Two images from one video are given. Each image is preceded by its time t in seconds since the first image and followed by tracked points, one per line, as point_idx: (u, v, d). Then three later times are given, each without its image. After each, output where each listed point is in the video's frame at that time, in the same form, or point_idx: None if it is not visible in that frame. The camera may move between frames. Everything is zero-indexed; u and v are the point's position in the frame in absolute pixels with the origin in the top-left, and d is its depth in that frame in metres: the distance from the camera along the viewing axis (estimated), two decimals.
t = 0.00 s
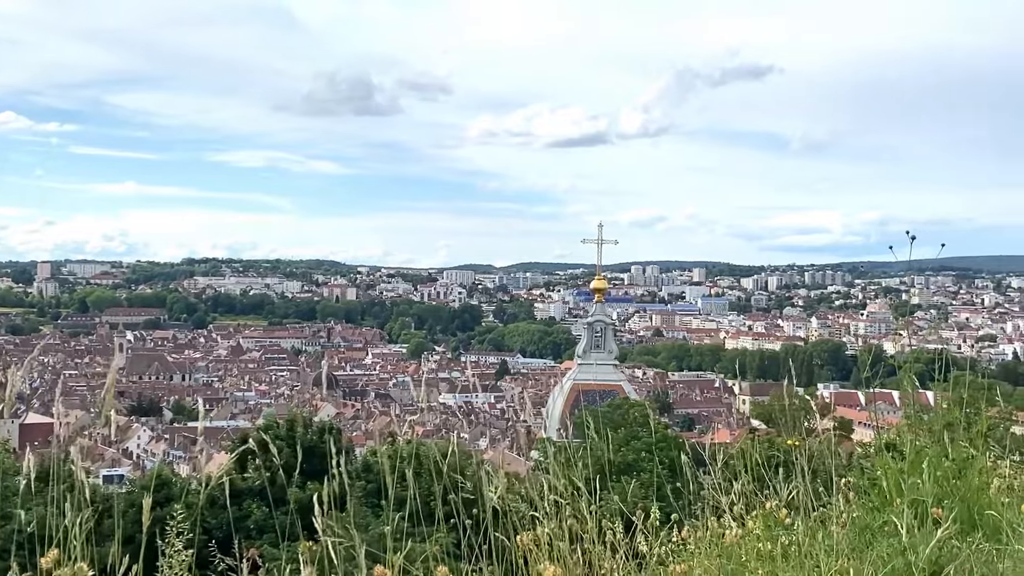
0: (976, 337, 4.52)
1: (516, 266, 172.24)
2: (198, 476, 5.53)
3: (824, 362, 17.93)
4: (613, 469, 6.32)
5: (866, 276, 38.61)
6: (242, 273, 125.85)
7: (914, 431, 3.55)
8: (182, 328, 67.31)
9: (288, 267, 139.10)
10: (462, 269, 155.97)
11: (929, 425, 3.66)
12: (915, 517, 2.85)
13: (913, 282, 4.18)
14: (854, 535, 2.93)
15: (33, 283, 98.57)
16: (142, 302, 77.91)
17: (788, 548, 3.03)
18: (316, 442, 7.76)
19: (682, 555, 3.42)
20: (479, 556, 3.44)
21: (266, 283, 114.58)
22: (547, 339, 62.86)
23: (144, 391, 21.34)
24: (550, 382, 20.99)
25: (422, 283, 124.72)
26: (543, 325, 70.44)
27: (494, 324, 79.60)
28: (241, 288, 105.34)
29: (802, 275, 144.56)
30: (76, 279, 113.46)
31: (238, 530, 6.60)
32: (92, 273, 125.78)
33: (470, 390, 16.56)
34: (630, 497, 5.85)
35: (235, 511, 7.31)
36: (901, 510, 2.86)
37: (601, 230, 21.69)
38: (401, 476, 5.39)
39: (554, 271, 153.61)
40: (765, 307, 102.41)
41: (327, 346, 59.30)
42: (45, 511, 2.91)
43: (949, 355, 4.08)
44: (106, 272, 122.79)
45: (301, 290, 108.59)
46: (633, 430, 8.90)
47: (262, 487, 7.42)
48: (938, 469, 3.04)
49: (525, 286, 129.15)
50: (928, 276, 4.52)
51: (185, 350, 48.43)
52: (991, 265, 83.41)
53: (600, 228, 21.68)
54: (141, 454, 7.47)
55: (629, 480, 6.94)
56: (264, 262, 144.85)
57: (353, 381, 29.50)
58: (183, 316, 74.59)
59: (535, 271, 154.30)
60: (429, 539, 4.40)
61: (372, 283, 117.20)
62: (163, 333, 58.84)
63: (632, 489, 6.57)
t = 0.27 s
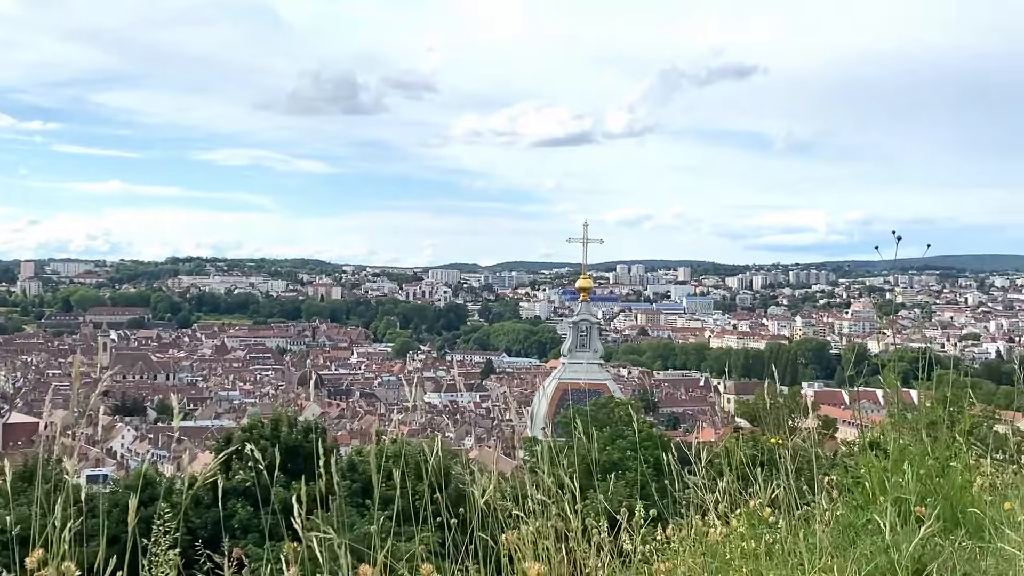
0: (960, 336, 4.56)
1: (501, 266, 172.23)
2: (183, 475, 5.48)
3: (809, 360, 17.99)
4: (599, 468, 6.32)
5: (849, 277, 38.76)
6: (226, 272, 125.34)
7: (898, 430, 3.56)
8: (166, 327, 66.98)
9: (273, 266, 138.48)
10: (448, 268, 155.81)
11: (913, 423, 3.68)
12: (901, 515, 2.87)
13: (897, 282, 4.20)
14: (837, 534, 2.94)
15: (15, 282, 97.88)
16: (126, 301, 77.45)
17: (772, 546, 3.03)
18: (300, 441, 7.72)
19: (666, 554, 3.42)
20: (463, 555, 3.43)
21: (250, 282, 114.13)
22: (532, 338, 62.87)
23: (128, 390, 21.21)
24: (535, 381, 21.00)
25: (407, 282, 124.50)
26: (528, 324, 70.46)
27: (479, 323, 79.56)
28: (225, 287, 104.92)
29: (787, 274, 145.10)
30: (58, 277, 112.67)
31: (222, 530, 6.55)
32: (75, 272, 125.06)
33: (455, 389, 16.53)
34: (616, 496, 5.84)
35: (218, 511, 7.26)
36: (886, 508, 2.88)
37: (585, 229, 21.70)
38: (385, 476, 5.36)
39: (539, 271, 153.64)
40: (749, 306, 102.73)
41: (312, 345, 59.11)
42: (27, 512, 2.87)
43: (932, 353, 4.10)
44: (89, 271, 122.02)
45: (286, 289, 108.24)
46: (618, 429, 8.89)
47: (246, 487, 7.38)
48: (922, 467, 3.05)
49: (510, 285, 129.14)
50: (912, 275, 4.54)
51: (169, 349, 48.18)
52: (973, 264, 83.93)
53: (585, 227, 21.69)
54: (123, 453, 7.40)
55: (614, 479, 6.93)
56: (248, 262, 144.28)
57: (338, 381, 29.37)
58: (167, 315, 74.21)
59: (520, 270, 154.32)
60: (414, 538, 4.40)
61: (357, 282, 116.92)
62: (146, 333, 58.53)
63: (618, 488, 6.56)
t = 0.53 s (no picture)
0: (943, 335, 4.58)
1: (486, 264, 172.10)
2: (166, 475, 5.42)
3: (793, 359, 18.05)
4: (584, 466, 6.31)
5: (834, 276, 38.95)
6: (210, 270, 124.73)
7: (882, 428, 3.57)
8: (149, 326, 66.62)
9: (257, 265, 137.91)
10: (433, 267, 155.64)
11: (897, 422, 3.69)
12: (883, 514, 2.88)
13: (882, 281, 4.20)
14: (822, 532, 2.94)
15: None
16: (109, 299, 76.99)
17: (756, 545, 3.03)
18: (284, 440, 7.67)
19: (650, 552, 3.42)
20: (448, 554, 3.41)
21: (235, 281, 113.64)
22: (517, 337, 62.86)
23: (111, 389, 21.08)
24: (520, 380, 21.01)
25: (392, 280, 124.26)
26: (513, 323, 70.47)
27: (464, 322, 79.50)
28: (209, 285, 104.44)
29: (771, 273, 145.61)
30: (41, 276, 111.89)
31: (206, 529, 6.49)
32: (57, 270, 124.19)
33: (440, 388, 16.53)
34: (601, 495, 5.84)
35: (202, 510, 7.21)
36: (869, 506, 2.88)
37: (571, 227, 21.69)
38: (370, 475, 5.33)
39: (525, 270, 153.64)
40: (734, 304, 103.04)
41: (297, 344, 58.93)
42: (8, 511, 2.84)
43: (916, 351, 4.11)
44: (72, 270, 121.26)
45: (270, 288, 107.84)
46: (604, 427, 8.89)
47: (230, 486, 7.33)
48: (905, 466, 3.05)
49: (495, 284, 129.09)
50: (896, 275, 4.56)
51: (152, 348, 47.93)
52: (955, 263, 84.52)
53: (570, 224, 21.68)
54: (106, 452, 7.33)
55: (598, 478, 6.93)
56: (233, 260, 143.67)
57: (323, 380, 29.28)
58: (151, 314, 73.81)
59: (505, 269, 154.25)
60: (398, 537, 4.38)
61: (342, 280, 116.63)
62: (129, 331, 58.19)
63: (603, 487, 6.57)
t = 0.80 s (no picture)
0: (925, 334, 4.62)
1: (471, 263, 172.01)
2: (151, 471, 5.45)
3: (777, 359, 18.13)
4: (568, 466, 6.34)
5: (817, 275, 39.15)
6: (194, 270, 124.16)
7: (865, 427, 3.59)
8: (132, 325, 66.24)
9: (241, 263, 137.36)
10: (418, 265, 155.49)
11: (880, 419, 3.71)
12: (868, 511, 2.89)
13: (864, 278, 4.23)
14: (804, 530, 2.96)
15: None
16: (92, 298, 76.51)
17: (740, 541, 3.04)
18: (267, 439, 7.65)
19: (634, 550, 3.42)
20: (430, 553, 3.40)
21: (219, 279, 113.15)
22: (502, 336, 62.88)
23: (93, 387, 20.96)
24: (504, 379, 21.07)
25: (377, 279, 124.03)
26: (498, 321, 70.45)
27: (449, 321, 79.41)
28: (193, 284, 103.97)
29: (755, 271, 146.04)
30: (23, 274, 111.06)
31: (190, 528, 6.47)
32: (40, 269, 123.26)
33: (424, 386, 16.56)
34: (585, 492, 5.85)
35: (188, 508, 7.16)
36: (852, 503, 2.90)
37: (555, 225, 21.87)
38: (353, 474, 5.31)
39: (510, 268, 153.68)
40: (719, 303, 103.35)
41: (281, 343, 58.74)
42: None
43: (898, 350, 4.14)
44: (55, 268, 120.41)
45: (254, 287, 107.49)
46: (586, 427, 8.92)
47: (214, 486, 7.31)
48: (889, 463, 3.07)
49: (480, 283, 129.05)
50: (877, 273, 4.59)
51: (136, 346, 47.71)
52: (937, 262, 85.08)
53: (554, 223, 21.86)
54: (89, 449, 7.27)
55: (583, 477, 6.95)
56: (216, 259, 143.15)
57: (308, 378, 29.19)
58: (134, 312, 73.40)
59: (490, 267, 154.23)
60: (384, 534, 4.38)
61: (326, 279, 116.30)
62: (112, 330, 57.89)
63: (587, 486, 6.59)
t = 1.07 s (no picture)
0: (908, 334, 4.65)
1: (455, 262, 171.80)
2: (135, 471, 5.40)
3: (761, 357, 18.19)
4: (554, 464, 6.33)
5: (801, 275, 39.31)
6: (177, 269, 123.48)
7: (848, 425, 3.61)
8: (115, 324, 65.85)
9: (224, 262, 136.81)
10: (402, 264, 155.27)
11: (863, 418, 3.73)
12: (849, 508, 2.90)
13: (847, 279, 4.25)
14: (787, 528, 2.96)
15: None
16: (75, 297, 75.99)
17: (725, 540, 3.04)
18: (252, 438, 7.61)
19: (619, 548, 3.42)
20: (415, 553, 3.39)
21: (202, 279, 112.57)
22: (486, 335, 62.88)
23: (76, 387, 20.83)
24: (489, 377, 21.06)
25: (361, 278, 123.69)
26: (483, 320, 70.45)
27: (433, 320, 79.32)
28: (176, 283, 103.43)
29: (739, 269, 146.56)
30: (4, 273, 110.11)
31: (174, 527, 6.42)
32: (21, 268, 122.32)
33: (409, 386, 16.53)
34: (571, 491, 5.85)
35: (171, 508, 7.11)
36: (835, 501, 2.91)
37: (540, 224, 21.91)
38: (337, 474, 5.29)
39: (494, 267, 153.57)
40: (703, 302, 103.64)
41: (265, 342, 58.51)
42: None
43: (882, 349, 4.16)
44: (36, 267, 119.43)
45: (238, 286, 107.04)
46: (571, 426, 8.92)
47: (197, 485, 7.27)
48: (871, 462, 3.08)
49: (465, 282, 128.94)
50: (862, 272, 4.61)
51: (119, 346, 47.43)
52: (920, 260, 85.54)
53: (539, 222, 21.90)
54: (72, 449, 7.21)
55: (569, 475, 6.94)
56: (200, 258, 142.36)
57: (292, 377, 29.08)
58: (116, 312, 72.92)
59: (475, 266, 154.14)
60: (369, 534, 4.36)
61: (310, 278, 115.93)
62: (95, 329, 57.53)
63: (572, 485, 6.60)
